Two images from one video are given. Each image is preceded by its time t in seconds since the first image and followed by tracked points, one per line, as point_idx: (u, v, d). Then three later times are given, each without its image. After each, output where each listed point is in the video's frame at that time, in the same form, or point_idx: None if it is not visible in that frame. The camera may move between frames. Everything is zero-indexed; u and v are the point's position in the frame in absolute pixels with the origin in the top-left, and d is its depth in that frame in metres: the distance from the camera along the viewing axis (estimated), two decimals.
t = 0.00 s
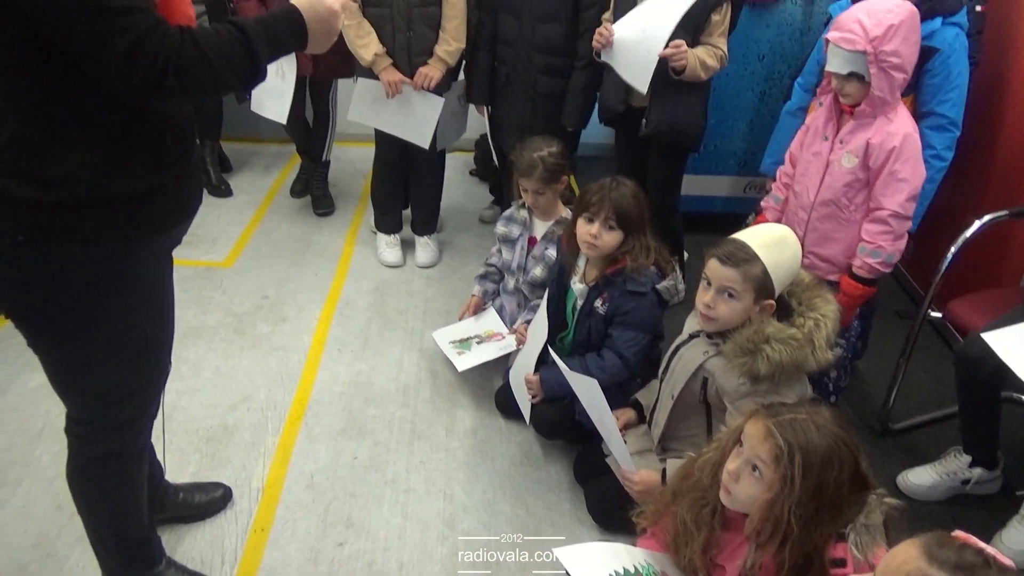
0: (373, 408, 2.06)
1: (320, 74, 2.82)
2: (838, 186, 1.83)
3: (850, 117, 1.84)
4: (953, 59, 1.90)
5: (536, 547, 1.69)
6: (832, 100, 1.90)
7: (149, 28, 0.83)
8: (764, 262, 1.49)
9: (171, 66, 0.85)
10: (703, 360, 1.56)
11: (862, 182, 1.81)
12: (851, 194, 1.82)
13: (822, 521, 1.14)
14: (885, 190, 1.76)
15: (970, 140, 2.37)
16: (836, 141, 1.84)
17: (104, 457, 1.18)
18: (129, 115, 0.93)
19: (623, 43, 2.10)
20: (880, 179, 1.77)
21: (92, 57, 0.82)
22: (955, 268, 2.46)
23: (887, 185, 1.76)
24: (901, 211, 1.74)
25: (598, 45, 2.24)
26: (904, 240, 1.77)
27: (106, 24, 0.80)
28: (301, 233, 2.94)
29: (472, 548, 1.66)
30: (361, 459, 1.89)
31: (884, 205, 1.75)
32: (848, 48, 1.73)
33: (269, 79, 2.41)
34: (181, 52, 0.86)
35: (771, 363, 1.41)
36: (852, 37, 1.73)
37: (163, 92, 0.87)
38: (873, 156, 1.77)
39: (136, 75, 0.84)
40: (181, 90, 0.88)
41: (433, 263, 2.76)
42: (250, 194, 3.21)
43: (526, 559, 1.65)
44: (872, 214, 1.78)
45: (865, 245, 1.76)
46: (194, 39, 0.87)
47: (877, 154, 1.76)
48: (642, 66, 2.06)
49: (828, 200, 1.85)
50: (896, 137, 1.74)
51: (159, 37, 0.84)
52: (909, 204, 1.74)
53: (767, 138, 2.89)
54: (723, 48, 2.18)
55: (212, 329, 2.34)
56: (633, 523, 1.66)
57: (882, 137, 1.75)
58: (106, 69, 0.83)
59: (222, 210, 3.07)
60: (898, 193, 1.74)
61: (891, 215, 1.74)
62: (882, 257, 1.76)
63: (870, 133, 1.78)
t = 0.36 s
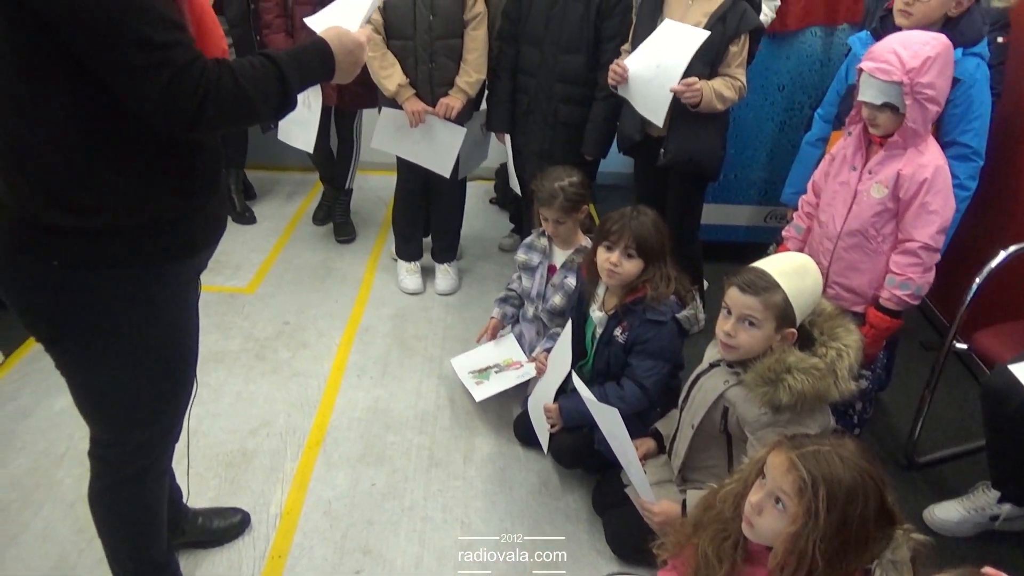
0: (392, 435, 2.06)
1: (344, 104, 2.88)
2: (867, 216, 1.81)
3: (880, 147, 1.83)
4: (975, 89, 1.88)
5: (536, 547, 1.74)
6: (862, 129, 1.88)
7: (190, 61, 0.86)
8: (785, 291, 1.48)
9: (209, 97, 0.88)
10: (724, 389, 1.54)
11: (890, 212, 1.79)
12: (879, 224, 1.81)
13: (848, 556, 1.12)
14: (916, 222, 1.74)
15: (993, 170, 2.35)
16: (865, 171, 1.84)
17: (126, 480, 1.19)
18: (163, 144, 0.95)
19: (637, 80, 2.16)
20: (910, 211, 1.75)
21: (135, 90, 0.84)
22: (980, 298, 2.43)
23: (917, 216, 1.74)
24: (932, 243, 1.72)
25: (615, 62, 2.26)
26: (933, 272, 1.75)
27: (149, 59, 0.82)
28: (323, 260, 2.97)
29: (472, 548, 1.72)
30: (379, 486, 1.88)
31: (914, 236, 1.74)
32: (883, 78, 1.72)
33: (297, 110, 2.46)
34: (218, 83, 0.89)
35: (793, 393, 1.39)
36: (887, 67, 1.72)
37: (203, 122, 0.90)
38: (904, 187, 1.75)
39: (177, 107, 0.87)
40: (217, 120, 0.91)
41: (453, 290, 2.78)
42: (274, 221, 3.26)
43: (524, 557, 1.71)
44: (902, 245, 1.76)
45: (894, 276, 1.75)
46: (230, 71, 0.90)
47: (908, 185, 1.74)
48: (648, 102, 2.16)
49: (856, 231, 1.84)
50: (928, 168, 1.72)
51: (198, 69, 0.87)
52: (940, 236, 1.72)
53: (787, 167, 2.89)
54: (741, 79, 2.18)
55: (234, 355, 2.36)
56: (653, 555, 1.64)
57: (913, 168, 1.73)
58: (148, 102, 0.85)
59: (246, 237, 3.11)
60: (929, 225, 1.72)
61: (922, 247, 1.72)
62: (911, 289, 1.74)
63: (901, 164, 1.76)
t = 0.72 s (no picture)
0: (410, 462, 2.06)
1: (367, 134, 2.93)
2: (889, 245, 1.80)
3: (905, 176, 1.81)
4: (997, 119, 1.88)
5: (537, 547, 1.80)
6: (886, 158, 1.87)
7: (209, 91, 0.88)
8: (806, 320, 1.47)
9: (228, 126, 0.90)
10: (745, 420, 1.52)
11: (914, 242, 1.78)
12: (901, 253, 1.79)
13: None
14: (941, 253, 1.72)
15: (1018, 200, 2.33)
16: (889, 201, 1.82)
17: (146, 504, 1.20)
18: (186, 172, 0.98)
19: (652, 110, 2.17)
20: (934, 241, 1.73)
21: (157, 119, 0.86)
22: (1007, 329, 2.39)
23: (942, 247, 1.72)
24: (956, 274, 1.70)
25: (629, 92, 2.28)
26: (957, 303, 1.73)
27: (169, 88, 0.85)
28: (343, 287, 3.00)
29: (473, 549, 1.79)
30: (397, 514, 1.88)
31: (938, 267, 1.72)
32: (914, 104, 1.72)
33: (319, 138, 2.50)
34: (237, 112, 0.91)
35: (816, 424, 1.37)
36: (917, 94, 1.72)
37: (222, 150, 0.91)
38: (928, 218, 1.73)
39: (197, 134, 0.88)
40: (236, 147, 0.92)
41: (472, 318, 2.79)
42: (295, 248, 3.31)
43: (526, 556, 1.78)
44: (926, 276, 1.74)
45: (917, 307, 1.73)
46: (250, 100, 0.92)
47: (932, 215, 1.73)
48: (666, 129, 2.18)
49: (877, 259, 1.82)
50: (953, 200, 1.71)
51: (217, 97, 0.89)
52: (965, 267, 1.70)
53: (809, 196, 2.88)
54: (761, 108, 2.19)
55: (255, 381, 2.38)
56: None
57: (939, 199, 1.72)
58: (168, 130, 0.87)
59: (268, 264, 3.15)
60: (954, 256, 1.70)
61: (946, 278, 1.70)
62: (935, 321, 1.72)
63: (926, 194, 1.75)
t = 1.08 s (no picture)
0: (428, 493, 2.05)
1: (389, 166, 2.98)
2: (908, 276, 1.78)
3: (925, 209, 1.80)
4: (1019, 151, 1.87)
5: (536, 548, 1.88)
6: (906, 190, 1.85)
7: (224, 125, 0.90)
8: (827, 353, 1.46)
9: (242, 160, 0.92)
10: (766, 453, 1.50)
11: (933, 274, 1.76)
12: (921, 284, 1.77)
13: None
14: (961, 286, 1.70)
15: None
16: (908, 232, 1.81)
17: (166, 533, 1.21)
18: (205, 205, 1.00)
19: (671, 143, 2.17)
20: (954, 274, 1.72)
21: (173, 152, 0.88)
22: None
23: (962, 280, 1.71)
24: (977, 308, 1.68)
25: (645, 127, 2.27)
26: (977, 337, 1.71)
27: (185, 122, 0.87)
28: (363, 317, 3.02)
29: (473, 549, 1.86)
30: (414, 546, 1.87)
31: (958, 300, 1.70)
32: (928, 136, 1.71)
33: (341, 170, 2.55)
34: (251, 146, 0.93)
35: (839, 459, 1.36)
36: (932, 127, 1.72)
37: (236, 182, 0.93)
38: (948, 251, 1.72)
39: (211, 167, 0.90)
40: (251, 181, 0.94)
41: (491, 348, 2.79)
42: (316, 279, 3.35)
43: (524, 556, 1.85)
44: (946, 309, 1.72)
45: (937, 340, 1.71)
46: (265, 135, 0.94)
47: (952, 249, 1.72)
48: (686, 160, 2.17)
49: (897, 290, 1.80)
50: (974, 233, 1.70)
51: (232, 132, 0.91)
52: (985, 302, 1.69)
53: (829, 228, 2.87)
54: (781, 140, 2.20)
55: (274, 410, 2.39)
56: None
57: (959, 233, 1.71)
58: (183, 163, 0.89)
59: (289, 294, 3.19)
60: (975, 290, 1.68)
61: (966, 311, 1.68)
62: (955, 354, 1.70)
63: (946, 226, 1.74)
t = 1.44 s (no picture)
0: (442, 525, 2.04)
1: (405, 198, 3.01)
2: (926, 305, 1.77)
3: (940, 237, 1.79)
4: None
5: (535, 547, 1.97)
6: (920, 219, 1.85)
7: (236, 156, 0.91)
8: (846, 384, 1.44)
9: (253, 191, 0.93)
10: (785, 485, 1.48)
11: (952, 302, 1.75)
12: (938, 313, 1.75)
13: None
14: (979, 313, 1.69)
15: None
16: (924, 261, 1.80)
17: (180, 564, 1.20)
18: (221, 236, 1.02)
19: (683, 173, 2.18)
20: (971, 302, 1.70)
21: (187, 183, 0.90)
22: None
23: (980, 307, 1.69)
24: (996, 335, 1.66)
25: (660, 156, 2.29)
26: (998, 365, 1.69)
27: (196, 152, 0.89)
28: (378, 347, 3.03)
29: (472, 548, 1.95)
30: None
31: (976, 327, 1.68)
32: (941, 162, 1.72)
33: (359, 202, 2.57)
34: (263, 177, 0.93)
35: (859, 491, 1.34)
36: (944, 153, 1.72)
37: (248, 213, 0.94)
38: (965, 278, 1.71)
39: (222, 198, 0.91)
40: (262, 213, 0.95)
41: (506, 379, 2.79)
42: (332, 309, 3.37)
43: (523, 557, 1.94)
44: (964, 337, 1.70)
45: (957, 368, 1.69)
46: (278, 167, 0.95)
47: (968, 276, 1.71)
48: (703, 188, 2.18)
49: (915, 319, 1.79)
50: (989, 260, 1.69)
51: (244, 163, 0.92)
52: (1005, 329, 1.67)
53: (845, 258, 2.86)
54: (796, 171, 2.21)
55: (289, 440, 2.39)
56: None
57: (974, 260, 1.70)
58: (196, 193, 0.91)
59: (305, 324, 3.21)
60: (993, 317, 1.67)
61: (985, 338, 1.66)
62: (976, 382, 1.68)
63: (961, 254, 1.73)
